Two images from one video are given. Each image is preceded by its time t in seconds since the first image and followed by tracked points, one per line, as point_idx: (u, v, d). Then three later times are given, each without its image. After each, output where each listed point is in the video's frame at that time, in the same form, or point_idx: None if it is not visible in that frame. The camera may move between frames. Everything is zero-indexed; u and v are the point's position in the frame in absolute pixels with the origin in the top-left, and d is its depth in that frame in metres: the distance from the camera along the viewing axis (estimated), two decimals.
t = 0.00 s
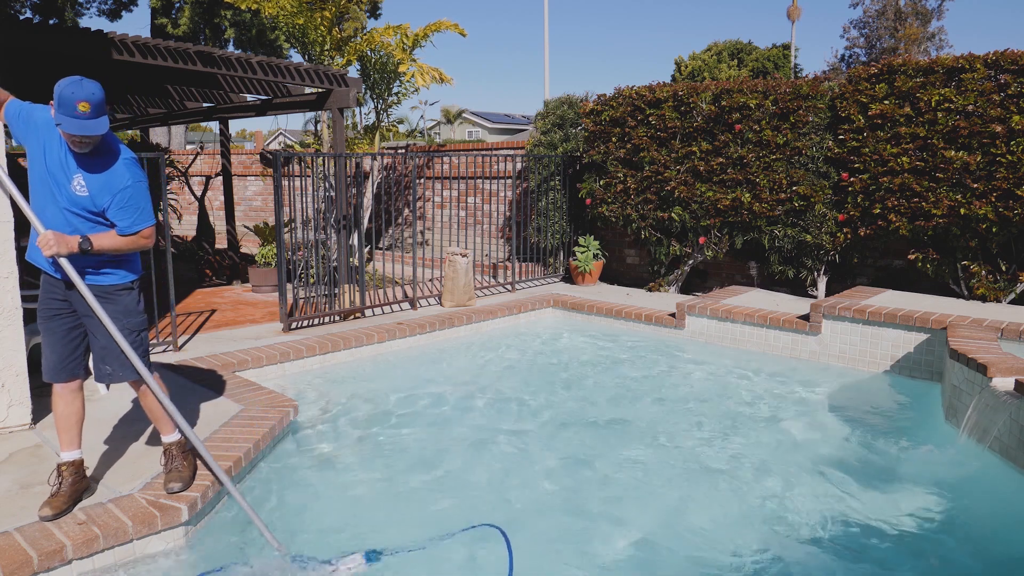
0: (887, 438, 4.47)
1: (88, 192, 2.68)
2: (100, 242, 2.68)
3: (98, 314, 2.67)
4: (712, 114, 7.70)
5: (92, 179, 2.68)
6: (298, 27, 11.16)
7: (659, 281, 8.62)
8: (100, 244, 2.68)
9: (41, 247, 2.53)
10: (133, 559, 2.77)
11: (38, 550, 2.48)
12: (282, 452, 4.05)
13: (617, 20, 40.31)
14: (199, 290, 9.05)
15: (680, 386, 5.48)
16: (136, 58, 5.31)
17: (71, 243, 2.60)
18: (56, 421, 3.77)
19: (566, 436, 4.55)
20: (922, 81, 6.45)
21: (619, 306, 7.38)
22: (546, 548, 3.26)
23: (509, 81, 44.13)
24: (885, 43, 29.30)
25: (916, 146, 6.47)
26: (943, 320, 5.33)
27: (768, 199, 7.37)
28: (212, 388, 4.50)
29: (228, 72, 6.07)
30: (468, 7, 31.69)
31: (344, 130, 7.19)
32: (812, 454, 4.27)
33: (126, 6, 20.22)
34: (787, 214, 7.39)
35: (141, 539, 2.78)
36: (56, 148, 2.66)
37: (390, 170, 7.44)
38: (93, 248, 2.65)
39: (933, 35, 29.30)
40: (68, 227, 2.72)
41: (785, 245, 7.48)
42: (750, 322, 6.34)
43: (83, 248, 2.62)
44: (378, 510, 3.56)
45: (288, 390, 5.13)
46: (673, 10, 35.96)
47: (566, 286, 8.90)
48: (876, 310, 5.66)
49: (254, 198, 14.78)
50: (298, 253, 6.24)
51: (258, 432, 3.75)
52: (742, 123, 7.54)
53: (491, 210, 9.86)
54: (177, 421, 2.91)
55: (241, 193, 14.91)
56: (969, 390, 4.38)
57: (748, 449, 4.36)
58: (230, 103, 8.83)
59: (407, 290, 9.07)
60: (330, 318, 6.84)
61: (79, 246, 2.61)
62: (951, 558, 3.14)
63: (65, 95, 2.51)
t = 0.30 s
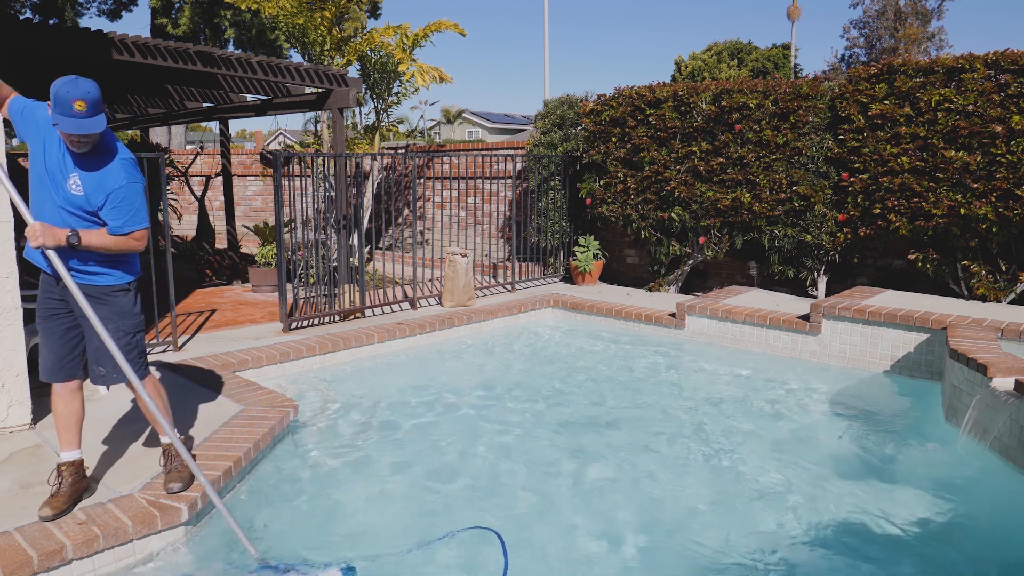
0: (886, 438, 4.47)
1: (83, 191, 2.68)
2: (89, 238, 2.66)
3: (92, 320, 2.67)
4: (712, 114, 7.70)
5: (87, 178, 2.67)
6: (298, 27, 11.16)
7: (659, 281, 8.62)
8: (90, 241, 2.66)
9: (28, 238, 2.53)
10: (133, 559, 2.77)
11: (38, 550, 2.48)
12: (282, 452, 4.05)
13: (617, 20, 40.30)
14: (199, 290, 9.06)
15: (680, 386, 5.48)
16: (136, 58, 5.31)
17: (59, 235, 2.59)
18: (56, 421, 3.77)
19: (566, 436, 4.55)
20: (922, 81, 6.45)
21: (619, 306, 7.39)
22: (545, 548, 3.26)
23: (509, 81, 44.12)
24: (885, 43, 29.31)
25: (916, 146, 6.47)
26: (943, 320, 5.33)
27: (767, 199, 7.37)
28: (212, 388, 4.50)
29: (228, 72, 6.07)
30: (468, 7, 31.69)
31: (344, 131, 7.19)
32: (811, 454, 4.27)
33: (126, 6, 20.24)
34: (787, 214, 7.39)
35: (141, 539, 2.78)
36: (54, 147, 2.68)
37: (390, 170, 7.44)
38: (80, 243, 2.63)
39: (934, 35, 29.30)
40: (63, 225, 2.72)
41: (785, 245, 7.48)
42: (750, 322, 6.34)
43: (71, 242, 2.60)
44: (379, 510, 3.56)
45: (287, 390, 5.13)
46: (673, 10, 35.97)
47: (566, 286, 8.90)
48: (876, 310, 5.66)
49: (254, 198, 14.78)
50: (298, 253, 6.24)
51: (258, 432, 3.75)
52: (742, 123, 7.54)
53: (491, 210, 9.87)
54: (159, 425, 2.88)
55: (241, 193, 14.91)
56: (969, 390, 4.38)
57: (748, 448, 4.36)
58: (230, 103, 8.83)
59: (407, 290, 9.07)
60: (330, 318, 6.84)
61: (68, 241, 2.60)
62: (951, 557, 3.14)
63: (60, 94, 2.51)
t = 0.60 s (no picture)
0: (886, 438, 4.47)
1: (80, 192, 2.68)
2: (81, 236, 2.64)
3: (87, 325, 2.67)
4: (712, 114, 7.70)
5: (84, 180, 2.68)
6: (298, 27, 11.16)
7: (659, 281, 8.62)
8: (82, 240, 2.64)
9: (18, 233, 2.55)
10: (133, 559, 2.77)
11: (38, 551, 2.48)
12: (282, 453, 4.04)
13: (616, 20, 40.30)
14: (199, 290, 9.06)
15: (680, 386, 5.48)
16: (136, 58, 5.31)
17: (50, 231, 2.58)
18: (56, 421, 3.77)
19: (566, 436, 4.55)
20: (922, 81, 6.45)
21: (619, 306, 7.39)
22: (546, 548, 3.26)
23: (508, 81, 44.12)
24: (885, 43, 29.31)
25: (916, 146, 6.47)
26: (943, 320, 5.33)
27: (767, 199, 7.37)
28: (212, 388, 4.50)
29: (228, 72, 6.07)
30: (468, 7, 31.68)
31: (344, 130, 7.19)
32: (812, 453, 4.27)
33: (126, 6, 20.24)
34: (787, 214, 7.39)
35: (141, 539, 2.78)
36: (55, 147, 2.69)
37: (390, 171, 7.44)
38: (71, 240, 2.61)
39: (933, 35, 29.30)
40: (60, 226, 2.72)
41: (785, 245, 7.48)
42: (750, 322, 6.34)
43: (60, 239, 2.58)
44: (379, 510, 3.56)
45: (287, 390, 5.13)
46: (673, 10, 35.97)
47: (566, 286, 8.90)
48: (876, 310, 5.66)
49: (254, 198, 14.78)
50: (298, 253, 6.23)
51: (258, 432, 3.74)
52: (742, 123, 7.54)
53: (491, 210, 9.87)
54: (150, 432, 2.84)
55: (241, 193, 14.91)
56: (969, 390, 4.38)
57: (748, 449, 4.35)
58: (230, 103, 8.83)
59: (407, 290, 9.07)
60: (330, 318, 6.84)
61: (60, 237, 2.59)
62: (952, 557, 3.14)
63: (56, 96, 2.52)
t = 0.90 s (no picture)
0: (886, 438, 4.47)
1: (83, 194, 2.68)
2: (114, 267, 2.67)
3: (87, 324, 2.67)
4: (712, 114, 7.70)
5: (87, 181, 2.67)
6: (298, 27, 11.16)
7: (659, 281, 8.62)
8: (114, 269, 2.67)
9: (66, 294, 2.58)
10: (133, 559, 2.77)
11: (37, 551, 2.48)
12: (282, 453, 4.04)
13: (616, 20, 40.30)
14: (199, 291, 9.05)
15: (680, 386, 5.47)
16: (136, 58, 5.31)
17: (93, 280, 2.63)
18: (56, 421, 3.77)
19: (566, 436, 4.55)
20: (922, 81, 6.45)
21: (619, 306, 7.39)
22: (546, 548, 3.25)
23: (508, 81, 44.12)
24: (885, 43, 29.31)
25: (916, 146, 6.47)
26: (943, 320, 5.33)
27: (768, 199, 7.37)
28: (212, 389, 4.50)
29: (228, 72, 6.07)
30: (468, 8, 31.68)
31: (344, 130, 7.19)
32: (812, 454, 4.27)
33: (126, 6, 20.25)
34: (788, 214, 7.39)
35: (141, 539, 2.78)
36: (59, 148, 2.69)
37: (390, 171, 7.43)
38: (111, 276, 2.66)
39: (934, 35, 29.29)
40: (62, 226, 2.72)
41: (785, 245, 7.48)
42: (750, 322, 6.34)
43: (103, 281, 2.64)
44: (380, 510, 3.56)
45: (287, 390, 5.13)
46: (672, 10, 35.97)
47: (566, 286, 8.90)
48: (876, 310, 5.66)
49: (254, 198, 14.78)
50: (298, 253, 6.23)
51: (258, 432, 3.74)
52: (742, 123, 7.54)
53: (491, 210, 9.87)
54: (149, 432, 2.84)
55: (241, 193, 14.91)
56: (969, 390, 4.38)
57: (748, 449, 4.35)
58: (230, 103, 8.83)
59: (407, 289, 9.07)
60: (330, 318, 6.84)
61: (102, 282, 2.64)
62: (952, 557, 3.14)
63: (56, 96, 2.51)
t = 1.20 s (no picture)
0: (886, 437, 4.47)
1: (89, 198, 2.69)
2: (108, 261, 2.67)
3: (89, 326, 2.66)
4: (712, 114, 7.70)
5: (91, 186, 2.68)
6: (298, 27, 11.16)
7: (659, 281, 8.62)
8: (108, 263, 2.67)
9: (54, 280, 2.56)
10: (133, 559, 2.77)
11: (38, 551, 2.48)
12: (281, 453, 4.05)
13: (616, 20, 40.30)
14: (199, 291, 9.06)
15: (680, 386, 5.48)
16: (136, 58, 5.31)
17: (82, 269, 2.61)
18: (57, 421, 3.77)
19: (566, 436, 4.55)
20: (922, 81, 6.45)
21: (619, 306, 7.39)
22: (545, 548, 3.25)
23: (508, 81, 44.11)
24: (885, 43, 29.31)
25: (916, 146, 6.47)
26: (943, 320, 5.33)
27: (767, 198, 7.37)
28: (213, 389, 4.50)
29: (228, 72, 6.07)
30: (467, 8, 31.66)
31: (344, 130, 7.19)
32: (811, 454, 4.27)
33: (126, 6, 20.26)
34: (787, 214, 7.39)
35: (141, 539, 2.78)
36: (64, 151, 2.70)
37: (390, 171, 7.43)
38: (104, 268, 2.65)
39: (934, 35, 29.29)
40: (68, 229, 2.73)
41: (785, 245, 7.48)
42: (750, 322, 6.35)
43: (95, 272, 2.63)
44: (380, 510, 3.56)
45: (287, 390, 5.13)
46: (672, 10, 35.97)
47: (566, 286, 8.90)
48: (876, 310, 5.66)
49: (254, 198, 14.78)
50: (298, 253, 6.23)
51: (258, 432, 3.74)
52: (742, 123, 7.54)
53: (491, 210, 9.87)
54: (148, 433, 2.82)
55: (241, 193, 14.92)
56: (969, 390, 4.38)
57: (748, 449, 4.35)
58: (230, 103, 8.83)
59: (407, 290, 9.08)
60: (330, 318, 6.84)
61: (92, 271, 2.63)
62: (951, 557, 3.14)
63: (60, 102, 2.51)
